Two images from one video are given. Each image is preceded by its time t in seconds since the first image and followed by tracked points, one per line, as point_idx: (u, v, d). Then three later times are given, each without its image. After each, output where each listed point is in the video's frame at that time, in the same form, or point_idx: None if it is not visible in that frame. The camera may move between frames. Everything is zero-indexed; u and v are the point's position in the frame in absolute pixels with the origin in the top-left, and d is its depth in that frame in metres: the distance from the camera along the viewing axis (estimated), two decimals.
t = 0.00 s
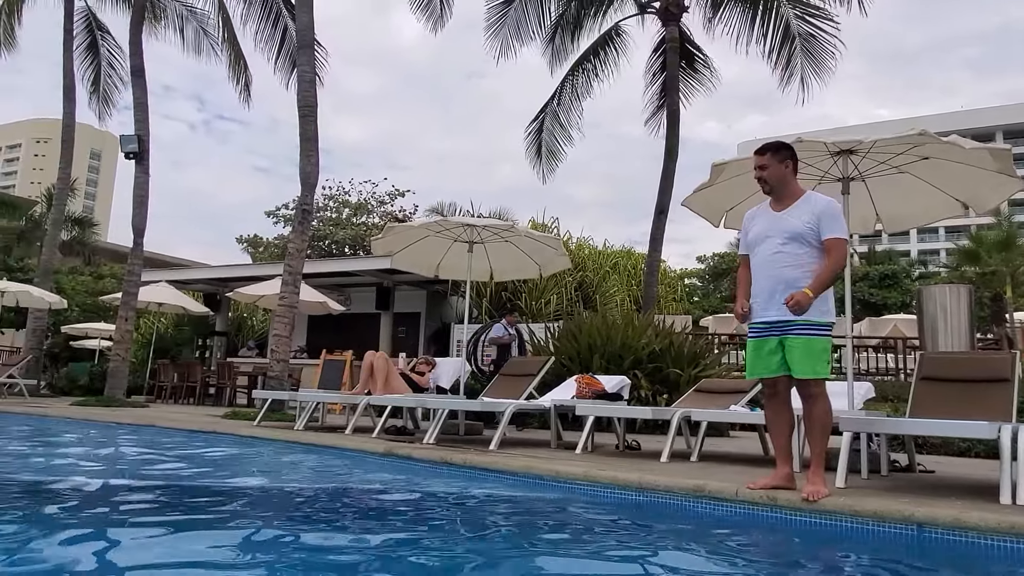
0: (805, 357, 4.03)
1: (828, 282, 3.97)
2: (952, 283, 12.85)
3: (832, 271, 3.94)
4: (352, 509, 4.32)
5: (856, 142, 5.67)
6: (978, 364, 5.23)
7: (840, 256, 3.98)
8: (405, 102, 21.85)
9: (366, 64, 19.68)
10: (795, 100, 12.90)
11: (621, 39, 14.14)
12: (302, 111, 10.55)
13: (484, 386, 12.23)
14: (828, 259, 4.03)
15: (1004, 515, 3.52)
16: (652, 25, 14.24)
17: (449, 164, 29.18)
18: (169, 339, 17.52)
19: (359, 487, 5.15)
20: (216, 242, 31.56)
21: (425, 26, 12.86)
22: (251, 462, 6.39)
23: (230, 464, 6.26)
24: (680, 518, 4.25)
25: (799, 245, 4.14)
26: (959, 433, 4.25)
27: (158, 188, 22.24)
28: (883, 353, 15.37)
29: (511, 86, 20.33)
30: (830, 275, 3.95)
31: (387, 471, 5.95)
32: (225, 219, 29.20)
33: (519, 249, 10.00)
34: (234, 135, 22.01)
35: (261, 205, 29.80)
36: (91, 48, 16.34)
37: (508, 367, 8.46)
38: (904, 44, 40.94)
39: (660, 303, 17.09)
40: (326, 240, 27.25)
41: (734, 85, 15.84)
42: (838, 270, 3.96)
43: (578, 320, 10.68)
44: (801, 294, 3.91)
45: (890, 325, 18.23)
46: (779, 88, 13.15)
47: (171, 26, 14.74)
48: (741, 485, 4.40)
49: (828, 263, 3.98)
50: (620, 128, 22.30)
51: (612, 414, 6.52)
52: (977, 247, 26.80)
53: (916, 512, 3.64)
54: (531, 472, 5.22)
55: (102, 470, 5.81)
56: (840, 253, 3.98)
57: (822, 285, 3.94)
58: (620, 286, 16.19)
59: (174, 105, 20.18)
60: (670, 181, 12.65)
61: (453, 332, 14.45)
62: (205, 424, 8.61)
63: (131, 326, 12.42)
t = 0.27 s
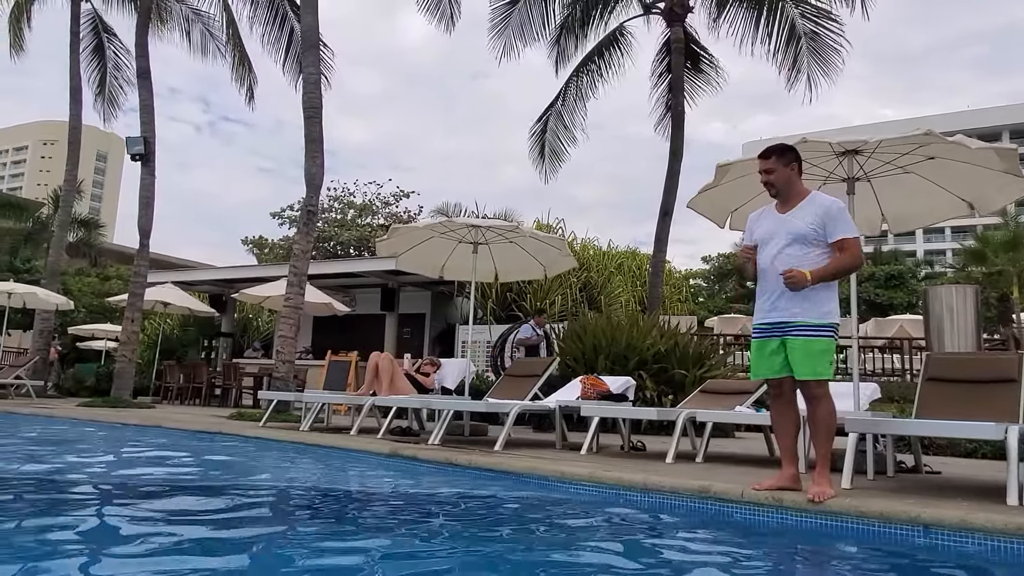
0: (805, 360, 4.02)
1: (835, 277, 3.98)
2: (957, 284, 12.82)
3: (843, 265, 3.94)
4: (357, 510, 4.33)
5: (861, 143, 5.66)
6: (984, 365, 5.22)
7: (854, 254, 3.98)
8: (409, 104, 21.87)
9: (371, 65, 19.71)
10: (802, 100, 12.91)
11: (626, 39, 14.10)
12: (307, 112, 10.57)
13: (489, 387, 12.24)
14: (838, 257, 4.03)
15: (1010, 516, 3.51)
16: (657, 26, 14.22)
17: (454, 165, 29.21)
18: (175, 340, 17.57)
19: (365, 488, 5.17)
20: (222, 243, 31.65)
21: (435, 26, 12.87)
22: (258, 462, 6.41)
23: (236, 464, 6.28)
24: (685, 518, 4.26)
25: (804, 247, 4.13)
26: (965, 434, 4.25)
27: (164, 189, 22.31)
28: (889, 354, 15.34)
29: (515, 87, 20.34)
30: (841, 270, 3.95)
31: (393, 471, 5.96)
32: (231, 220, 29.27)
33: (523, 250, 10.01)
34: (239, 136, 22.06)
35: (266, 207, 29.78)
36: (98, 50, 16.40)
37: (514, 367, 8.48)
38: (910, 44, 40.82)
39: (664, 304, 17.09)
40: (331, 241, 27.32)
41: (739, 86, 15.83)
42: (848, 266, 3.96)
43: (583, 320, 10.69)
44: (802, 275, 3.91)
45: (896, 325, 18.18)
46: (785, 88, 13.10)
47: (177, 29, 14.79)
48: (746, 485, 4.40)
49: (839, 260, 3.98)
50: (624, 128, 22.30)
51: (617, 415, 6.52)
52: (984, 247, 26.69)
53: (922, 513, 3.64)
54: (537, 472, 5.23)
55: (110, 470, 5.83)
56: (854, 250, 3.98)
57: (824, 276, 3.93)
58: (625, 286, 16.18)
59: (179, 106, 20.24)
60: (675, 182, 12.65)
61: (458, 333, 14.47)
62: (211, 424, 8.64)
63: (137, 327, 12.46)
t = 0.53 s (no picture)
0: (810, 359, 4.01)
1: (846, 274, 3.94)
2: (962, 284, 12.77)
3: (854, 263, 3.89)
4: (360, 510, 4.32)
5: (865, 141, 5.63)
6: (989, 365, 5.19)
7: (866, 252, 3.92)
8: (412, 104, 21.86)
9: (375, 65, 19.69)
10: (807, 98, 12.77)
11: (630, 39, 14.11)
12: (311, 113, 10.56)
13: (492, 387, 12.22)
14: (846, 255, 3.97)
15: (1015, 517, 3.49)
16: (662, 25, 14.20)
17: (457, 165, 29.21)
18: (179, 340, 17.60)
19: (369, 488, 5.17)
20: (226, 244, 31.69)
21: (434, 27, 12.86)
22: (261, 462, 6.42)
23: (240, 464, 6.28)
24: (689, 518, 4.25)
25: (812, 248, 4.12)
26: (970, 434, 4.23)
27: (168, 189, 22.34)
28: (893, 354, 15.30)
29: (518, 87, 20.31)
30: (850, 268, 3.90)
31: (396, 471, 5.97)
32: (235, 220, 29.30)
33: (527, 250, 10.00)
34: (243, 137, 22.06)
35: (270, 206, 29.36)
36: (102, 51, 16.41)
37: (517, 367, 8.47)
38: (914, 43, 40.69)
39: (668, 304, 17.07)
40: (335, 241, 27.32)
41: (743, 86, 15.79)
42: (859, 263, 3.90)
43: (586, 320, 10.68)
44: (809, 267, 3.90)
45: (900, 325, 18.12)
46: (790, 87, 13.00)
47: (181, 29, 14.79)
48: (750, 485, 4.38)
49: (848, 258, 3.92)
50: (628, 128, 22.26)
51: (620, 414, 6.51)
52: (989, 247, 26.57)
53: (927, 513, 3.63)
54: (540, 472, 5.23)
55: (114, 470, 5.84)
56: (865, 249, 3.92)
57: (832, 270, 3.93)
58: (628, 286, 16.16)
59: (183, 107, 20.26)
60: (678, 182, 12.63)
61: (461, 333, 14.47)
62: (214, 424, 8.64)
63: (141, 327, 12.47)
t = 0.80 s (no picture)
0: (822, 359, 3.98)
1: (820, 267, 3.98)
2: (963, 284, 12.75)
3: (832, 257, 3.93)
4: (359, 510, 4.30)
5: (864, 141, 5.62)
6: (989, 365, 5.18)
7: (844, 251, 3.96)
8: (412, 104, 21.85)
9: (374, 66, 19.67)
10: (803, 99, 12.85)
11: (630, 39, 14.09)
12: (310, 113, 10.56)
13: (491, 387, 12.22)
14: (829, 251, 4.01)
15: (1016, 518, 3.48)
16: (662, 26, 14.19)
17: (458, 166, 29.21)
18: (179, 340, 17.58)
19: (367, 488, 5.15)
20: (226, 244, 31.69)
21: (426, 29, 12.85)
22: (260, 462, 6.40)
23: (239, 465, 6.27)
24: (688, 519, 4.24)
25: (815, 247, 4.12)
26: (970, 434, 4.22)
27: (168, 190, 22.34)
28: (893, 354, 15.28)
29: (518, 87, 20.29)
30: (827, 262, 3.94)
31: (395, 471, 5.95)
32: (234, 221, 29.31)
33: (526, 250, 9.98)
34: (243, 137, 22.04)
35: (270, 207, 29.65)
36: (102, 52, 16.39)
37: (516, 367, 8.46)
38: (914, 44, 40.69)
39: (668, 305, 17.07)
40: (334, 241, 27.31)
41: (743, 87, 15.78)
42: (837, 260, 3.94)
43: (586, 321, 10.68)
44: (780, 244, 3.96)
45: (900, 326, 18.10)
46: (786, 88, 13.07)
47: (181, 29, 14.79)
48: (749, 486, 4.37)
49: (829, 252, 3.96)
50: (628, 128, 22.26)
51: (619, 415, 6.50)
52: (989, 247, 26.52)
53: (926, 514, 3.61)
54: (539, 472, 5.21)
55: (112, 470, 5.83)
56: (845, 247, 3.96)
57: (803, 256, 3.95)
58: (627, 287, 16.15)
59: (183, 107, 20.26)
60: (678, 183, 12.63)
61: (460, 333, 14.45)
62: (213, 424, 8.63)
63: (140, 327, 12.45)
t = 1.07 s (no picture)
0: (803, 358, 4.00)
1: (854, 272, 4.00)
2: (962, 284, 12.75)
3: (859, 259, 3.95)
4: (357, 510, 4.30)
5: (862, 140, 5.62)
6: (987, 365, 5.18)
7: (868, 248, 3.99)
8: (411, 104, 21.85)
9: (374, 67, 19.66)
10: (797, 101, 12.77)
11: (629, 39, 14.10)
12: (309, 113, 10.57)
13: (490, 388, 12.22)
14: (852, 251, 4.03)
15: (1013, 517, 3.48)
16: (661, 26, 14.20)
17: (457, 166, 29.21)
18: (178, 341, 17.57)
19: (366, 488, 5.15)
20: (225, 245, 31.68)
21: (421, 30, 12.84)
22: (259, 462, 6.40)
23: (238, 465, 6.26)
24: (686, 519, 4.24)
25: (806, 246, 4.11)
26: (967, 434, 4.22)
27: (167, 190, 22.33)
28: (892, 354, 15.27)
29: (517, 87, 20.29)
30: (857, 265, 3.96)
31: (393, 471, 5.95)
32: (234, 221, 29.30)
33: (525, 250, 9.98)
34: (242, 137, 22.03)
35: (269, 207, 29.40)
36: (101, 52, 16.39)
37: (514, 367, 8.46)
38: (913, 44, 40.69)
39: (667, 305, 17.07)
40: (334, 242, 27.30)
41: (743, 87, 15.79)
42: (864, 259, 3.96)
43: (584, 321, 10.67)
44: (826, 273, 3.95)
45: (899, 325, 18.10)
46: (781, 89, 12.99)
47: (180, 29, 14.79)
48: (746, 486, 4.37)
49: (854, 255, 3.97)
50: (628, 128, 22.27)
51: (617, 415, 6.50)
52: (989, 247, 26.50)
53: (923, 513, 3.61)
54: (537, 472, 5.21)
55: (110, 471, 5.83)
56: (869, 242, 3.99)
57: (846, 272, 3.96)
58: (627, 287, 16.14)
59: (183, 107, 20.26)
60: (676, 183, 12.63)
61: (459, 333, 14.45)
62: (212, 424, 8.63)
63: (139, 328, 12.45)
